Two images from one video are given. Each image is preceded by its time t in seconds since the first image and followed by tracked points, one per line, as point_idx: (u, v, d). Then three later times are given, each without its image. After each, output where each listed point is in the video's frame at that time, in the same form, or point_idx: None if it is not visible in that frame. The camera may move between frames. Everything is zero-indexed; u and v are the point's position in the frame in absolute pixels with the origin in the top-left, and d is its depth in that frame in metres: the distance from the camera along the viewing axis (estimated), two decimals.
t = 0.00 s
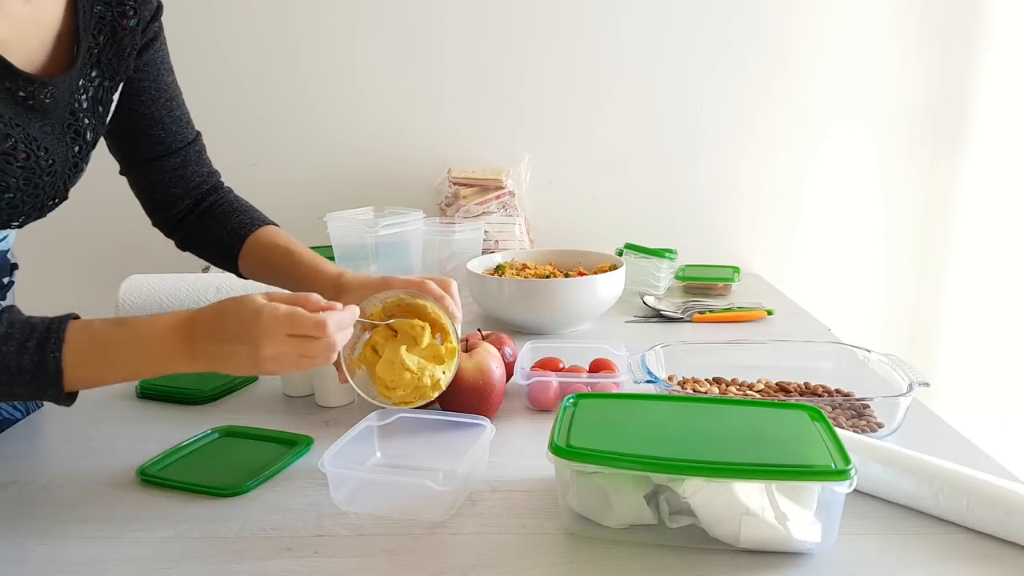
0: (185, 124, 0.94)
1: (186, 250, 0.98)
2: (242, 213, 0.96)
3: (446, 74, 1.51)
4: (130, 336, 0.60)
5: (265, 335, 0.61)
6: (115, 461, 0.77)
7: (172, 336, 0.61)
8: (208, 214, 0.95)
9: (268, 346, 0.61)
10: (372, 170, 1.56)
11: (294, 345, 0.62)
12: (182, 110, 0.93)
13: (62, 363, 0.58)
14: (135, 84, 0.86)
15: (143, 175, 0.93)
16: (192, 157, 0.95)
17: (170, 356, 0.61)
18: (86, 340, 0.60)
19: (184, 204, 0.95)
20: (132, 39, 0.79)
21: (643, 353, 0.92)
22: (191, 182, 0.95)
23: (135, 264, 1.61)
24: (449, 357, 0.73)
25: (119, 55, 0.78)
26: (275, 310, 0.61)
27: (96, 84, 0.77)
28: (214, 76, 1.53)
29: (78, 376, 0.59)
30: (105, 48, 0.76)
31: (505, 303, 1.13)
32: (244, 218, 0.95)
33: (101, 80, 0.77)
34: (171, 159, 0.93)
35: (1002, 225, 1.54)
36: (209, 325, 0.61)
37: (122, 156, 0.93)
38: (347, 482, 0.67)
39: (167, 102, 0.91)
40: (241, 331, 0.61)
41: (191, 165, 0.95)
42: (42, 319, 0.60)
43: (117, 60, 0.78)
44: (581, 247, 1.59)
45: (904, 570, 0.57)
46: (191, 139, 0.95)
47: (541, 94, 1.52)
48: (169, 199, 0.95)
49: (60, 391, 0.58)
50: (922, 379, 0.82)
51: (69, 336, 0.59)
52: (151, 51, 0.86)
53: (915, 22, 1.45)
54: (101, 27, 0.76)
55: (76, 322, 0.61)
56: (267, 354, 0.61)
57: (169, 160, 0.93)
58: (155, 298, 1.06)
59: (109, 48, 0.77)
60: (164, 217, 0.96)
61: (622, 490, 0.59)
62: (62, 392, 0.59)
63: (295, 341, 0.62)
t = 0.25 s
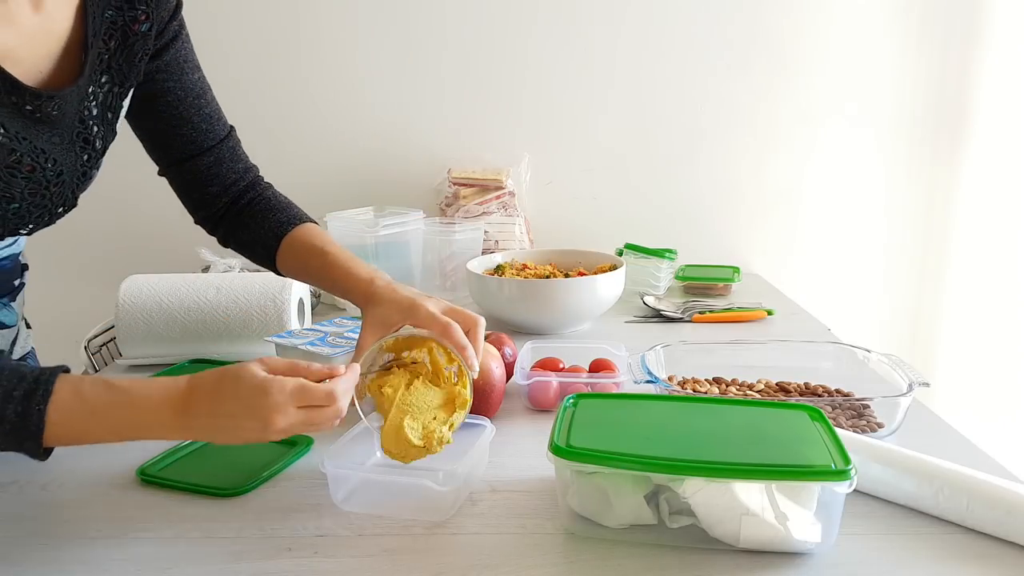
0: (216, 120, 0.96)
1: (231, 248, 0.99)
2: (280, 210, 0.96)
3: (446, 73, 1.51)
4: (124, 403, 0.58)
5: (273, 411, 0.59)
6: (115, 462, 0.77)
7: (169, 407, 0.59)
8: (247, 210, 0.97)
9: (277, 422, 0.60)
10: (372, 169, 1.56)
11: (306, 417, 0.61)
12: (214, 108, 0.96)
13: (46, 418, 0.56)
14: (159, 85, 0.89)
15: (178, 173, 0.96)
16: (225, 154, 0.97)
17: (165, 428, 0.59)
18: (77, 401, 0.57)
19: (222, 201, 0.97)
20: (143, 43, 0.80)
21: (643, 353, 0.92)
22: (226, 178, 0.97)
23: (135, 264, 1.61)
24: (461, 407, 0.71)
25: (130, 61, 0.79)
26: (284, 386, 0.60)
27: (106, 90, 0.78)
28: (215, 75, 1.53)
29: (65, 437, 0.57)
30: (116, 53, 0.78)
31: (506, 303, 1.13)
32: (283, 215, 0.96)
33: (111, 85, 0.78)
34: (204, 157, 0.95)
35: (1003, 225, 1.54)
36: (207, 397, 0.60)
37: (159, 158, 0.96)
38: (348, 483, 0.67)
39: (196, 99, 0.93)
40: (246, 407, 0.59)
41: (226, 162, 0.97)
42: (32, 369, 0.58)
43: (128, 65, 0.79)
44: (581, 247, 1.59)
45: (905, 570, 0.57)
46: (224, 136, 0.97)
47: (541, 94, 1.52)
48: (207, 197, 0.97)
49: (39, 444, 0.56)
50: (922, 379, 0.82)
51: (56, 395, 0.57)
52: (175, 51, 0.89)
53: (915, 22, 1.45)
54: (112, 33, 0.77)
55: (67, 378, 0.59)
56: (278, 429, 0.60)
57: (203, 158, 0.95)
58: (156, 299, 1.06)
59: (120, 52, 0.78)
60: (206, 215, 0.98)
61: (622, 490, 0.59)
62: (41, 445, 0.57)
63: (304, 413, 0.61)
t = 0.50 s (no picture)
0: (224, 121, 0.96)
1: (237, 246, 1.00)
2: (286, 207, 0.97)
3: (446, 73, 1.51)
4: (109, 431, 0.59)
5: (250, 417, 0.60)
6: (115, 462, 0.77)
7: (154, 435, 0.60)
8: (254, 208, 0.97)
9: (256, 428, 0.60)
10: (372, 169, 1.56)
11: (283, 423, 0.61)
12: (221, 109, 0.96)
13: (31, 446, 0.57)
14: (167, 88, 0.90)
15: (186, 174, 0.96)
16: (233, 155, 0.97)
17: (148, 457, 0.59)
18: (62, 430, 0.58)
19: (230, 200, 0.97)
20: (147, 48, 0.82)
21: (643, 353, 0.92)
22: (234, 179, 0.97)
23: (135, 264, 1.61)
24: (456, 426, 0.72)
25: (134, 66, 0.81)
26: (259, 395, 0.61)
27: (110, 96, 0.79)
28: (215, 76, 1.53)
29: (51, 465, 0.58)
30: (120, 59, 0.79)
31: (506, 303, 1.13)
32: (290, 212, 0.97)
33: (116, 91, 0.80)
34: (212, 159, 0.96)
35: (1003, 225, 1.54)
36: (187, 422, 0.60)
37: (166, 159, 0.96)
38: (349, 484, 0.67)
39: (204, 101, 0.93)
40: (223, 421, 0.60)
41: (234, 163, 0.97)
42: (23, 400, 0.59)
43: (132, 70, 0.81)
44: (581, 247, 1.59)
45: (904, 570, 0.57)
46: (231, 136, 0.97)
47: (541, 94, 1.52)
48: (215, 197, 0.97)
49: (21, 475, 0.57)
50: (922, 379, 0.82)
51: (45, 422, 0.59)
52: (182, 53, 0.89)
53: (915, 22, 1.45)
54: (116, 39, 0.78)
55: (55, 409, 0.60)
56: (256, 438, 0.60)
57: (210, 159, 0.95)
58: (156, 300, 1.05)
59: (124, 58, 0.79)
60: (214, 214, 0.99)
61: (622, 490, 0.59)
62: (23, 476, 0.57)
63: (283, 421, 0.61)
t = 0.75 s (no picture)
0: (225, 123, 0.96)
1: (237, 247, 1.00)
2: (284, 205, 0.97)
3: (446, 73, 1.51)
4: (92, 410, 0.59)
5: (207, 424, 0.58)
6: (116, 461, 0.77)
7: (131, 418, 0.59)
8: (251, 207, 0.97)
9: (209, 437, 0.58)
10: (372, 169, 1.56)
11: (237, 438, 0.58)
12: (222, 111, 0.96)
13: (20, 425, 0.57)
14: (169, 90, 0.90)
15: (187, 175, 0.96)
16: (233, 157, 0.97)
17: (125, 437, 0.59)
18: (48, 407, 0.59)
19: (229, 201, 0.97)
20: (152, 50, 0.81)
21: (643, 353, 0.92)
22: (234, 180, 0.97)
23: (134, 264, 1.61)
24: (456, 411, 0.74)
25: (139, 67, 0.80)
26: (223, 398, 0.59)
27: (115, 96, 0.79)
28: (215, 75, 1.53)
29: (35, 440, 0.58)
30: (125, 60, 0.79)
31: (505, 302, 1.13)
32: (288, 210, 0.96)
33: (121, 92, 0.79)
34: (212, 160, 0.96)
35: (1002, 225, 1.54)
36: (165, 410, 0.59)
37: (167, 160, 0.97)
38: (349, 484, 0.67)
39: (205, 103, 0.93)
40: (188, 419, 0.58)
41: (234, 164, 0.97)
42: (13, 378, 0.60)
43: (137, 71, 0.81)
44: (581, 247, 1.59)
45: (904, 570, 0.57)
46: (231, 138, 0.97)
47: (541, 94, 1.52)
48: (214, 198, 0.97)
49: (13, 451, 0.58)
50: (922, 379, 0.82)
51: (32, 402, 0.58)
52: (184, 56, 0.90)
53: (915, 22, 1.45)
54: (121, 40, 0.78)
55: (44, 388, 0.60)
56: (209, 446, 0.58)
57: (210, 161, 0.95)
58: (156, 300, 1.05)
59: (129, 59, 0.79)
60: (213, 215, 0.99)
61: (622, 490, 0.59)
62: (15, 450, 0.58)
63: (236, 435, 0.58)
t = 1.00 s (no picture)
0: (223, 118, 0.97)
1: (234, 239, 1.01)
2: (283, 197, 0.99)
3: (446, 73, 1.52)
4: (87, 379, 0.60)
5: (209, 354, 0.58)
6: (116, 461, 0.77)
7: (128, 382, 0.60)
8: (250, 200, 0.98)
9: (209, 366, 0.58)
10: (372, 169, 1.56)
11: (236, 367, 0.58)
12: (221, 107, 0.96)
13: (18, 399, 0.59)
14: (169, 86, 0.89)
15: (185, 171, 0.97)
16: (231, 150, 0.97)
17: (121, 401, 0.59)
18: (43, 380, 0.60)
19: (228, 194, 0.98)
20: (152, 47, 0.82)
21: (643, 353, 0.92)
22: (233, 173, 0.98)
23: (134, 264, 1.61)
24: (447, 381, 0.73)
25: (140, 64, 0.81)
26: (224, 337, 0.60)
27: (118, 94, 0.79)
28: (215, 75, 1.53)
29: (33, 417, 0.59)
30: (127, 57, 0.79)
31: (505, 303, 1.13)
32: (288, 203, 0.98)
33: (123, 89, 0.80)
34: (211, 155, 0.96)
35: (1002, 225, 1.54)
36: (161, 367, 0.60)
37: (165, 156, 0.97)
38: (347, 486, 0.67)
39: (205, 99, 0.93)
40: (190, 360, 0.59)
41: (232, 158, 0.97)
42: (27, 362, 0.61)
43: (138, 68, 0.81)
44: (581, 247, 1.59)
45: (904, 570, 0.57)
46: (230, 133, 0.98)
47: (541, 94, 1.52)
48: (213, 192, 0.98)
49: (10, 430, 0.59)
50: (922, 379, 0.82)
51: (26, 378, 0.60)
52: (184, 53, 0.89)
53: (914, 22, 1.45)
54: (122, 37, 0.78)
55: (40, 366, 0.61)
56: (209, 377, 0.57)
57: (210, 155, 0.96)
58: (156, 300, 1.05)
59: (130, 56, 0.79)
60: (212, 209, 1.00)
61: (622, 490, 0.59)
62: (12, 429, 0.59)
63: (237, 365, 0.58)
